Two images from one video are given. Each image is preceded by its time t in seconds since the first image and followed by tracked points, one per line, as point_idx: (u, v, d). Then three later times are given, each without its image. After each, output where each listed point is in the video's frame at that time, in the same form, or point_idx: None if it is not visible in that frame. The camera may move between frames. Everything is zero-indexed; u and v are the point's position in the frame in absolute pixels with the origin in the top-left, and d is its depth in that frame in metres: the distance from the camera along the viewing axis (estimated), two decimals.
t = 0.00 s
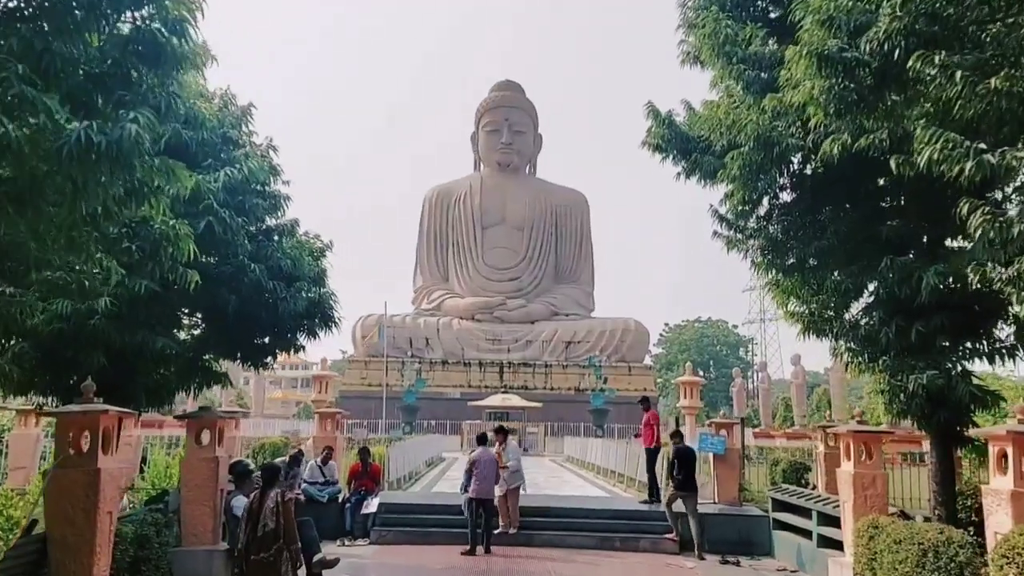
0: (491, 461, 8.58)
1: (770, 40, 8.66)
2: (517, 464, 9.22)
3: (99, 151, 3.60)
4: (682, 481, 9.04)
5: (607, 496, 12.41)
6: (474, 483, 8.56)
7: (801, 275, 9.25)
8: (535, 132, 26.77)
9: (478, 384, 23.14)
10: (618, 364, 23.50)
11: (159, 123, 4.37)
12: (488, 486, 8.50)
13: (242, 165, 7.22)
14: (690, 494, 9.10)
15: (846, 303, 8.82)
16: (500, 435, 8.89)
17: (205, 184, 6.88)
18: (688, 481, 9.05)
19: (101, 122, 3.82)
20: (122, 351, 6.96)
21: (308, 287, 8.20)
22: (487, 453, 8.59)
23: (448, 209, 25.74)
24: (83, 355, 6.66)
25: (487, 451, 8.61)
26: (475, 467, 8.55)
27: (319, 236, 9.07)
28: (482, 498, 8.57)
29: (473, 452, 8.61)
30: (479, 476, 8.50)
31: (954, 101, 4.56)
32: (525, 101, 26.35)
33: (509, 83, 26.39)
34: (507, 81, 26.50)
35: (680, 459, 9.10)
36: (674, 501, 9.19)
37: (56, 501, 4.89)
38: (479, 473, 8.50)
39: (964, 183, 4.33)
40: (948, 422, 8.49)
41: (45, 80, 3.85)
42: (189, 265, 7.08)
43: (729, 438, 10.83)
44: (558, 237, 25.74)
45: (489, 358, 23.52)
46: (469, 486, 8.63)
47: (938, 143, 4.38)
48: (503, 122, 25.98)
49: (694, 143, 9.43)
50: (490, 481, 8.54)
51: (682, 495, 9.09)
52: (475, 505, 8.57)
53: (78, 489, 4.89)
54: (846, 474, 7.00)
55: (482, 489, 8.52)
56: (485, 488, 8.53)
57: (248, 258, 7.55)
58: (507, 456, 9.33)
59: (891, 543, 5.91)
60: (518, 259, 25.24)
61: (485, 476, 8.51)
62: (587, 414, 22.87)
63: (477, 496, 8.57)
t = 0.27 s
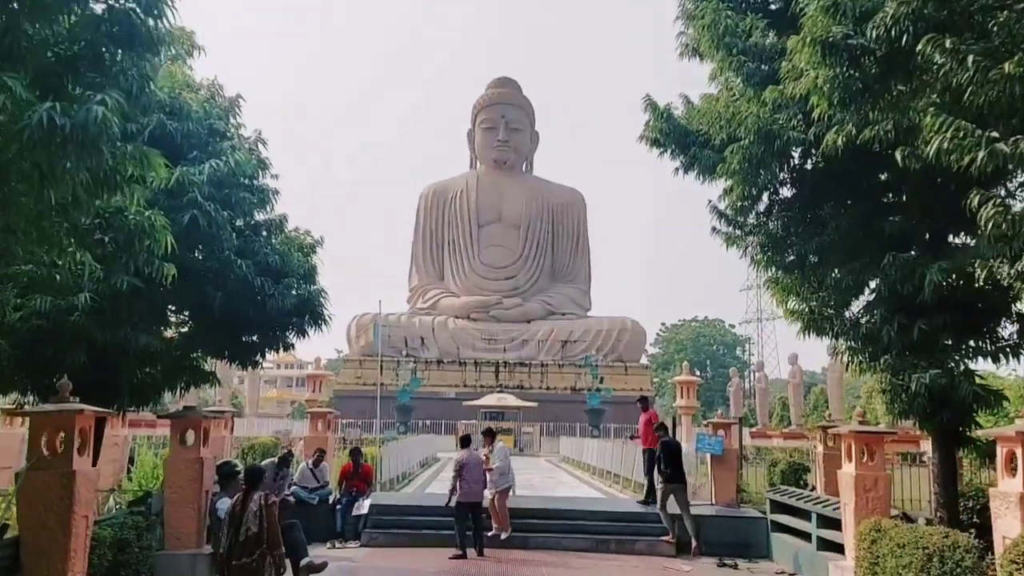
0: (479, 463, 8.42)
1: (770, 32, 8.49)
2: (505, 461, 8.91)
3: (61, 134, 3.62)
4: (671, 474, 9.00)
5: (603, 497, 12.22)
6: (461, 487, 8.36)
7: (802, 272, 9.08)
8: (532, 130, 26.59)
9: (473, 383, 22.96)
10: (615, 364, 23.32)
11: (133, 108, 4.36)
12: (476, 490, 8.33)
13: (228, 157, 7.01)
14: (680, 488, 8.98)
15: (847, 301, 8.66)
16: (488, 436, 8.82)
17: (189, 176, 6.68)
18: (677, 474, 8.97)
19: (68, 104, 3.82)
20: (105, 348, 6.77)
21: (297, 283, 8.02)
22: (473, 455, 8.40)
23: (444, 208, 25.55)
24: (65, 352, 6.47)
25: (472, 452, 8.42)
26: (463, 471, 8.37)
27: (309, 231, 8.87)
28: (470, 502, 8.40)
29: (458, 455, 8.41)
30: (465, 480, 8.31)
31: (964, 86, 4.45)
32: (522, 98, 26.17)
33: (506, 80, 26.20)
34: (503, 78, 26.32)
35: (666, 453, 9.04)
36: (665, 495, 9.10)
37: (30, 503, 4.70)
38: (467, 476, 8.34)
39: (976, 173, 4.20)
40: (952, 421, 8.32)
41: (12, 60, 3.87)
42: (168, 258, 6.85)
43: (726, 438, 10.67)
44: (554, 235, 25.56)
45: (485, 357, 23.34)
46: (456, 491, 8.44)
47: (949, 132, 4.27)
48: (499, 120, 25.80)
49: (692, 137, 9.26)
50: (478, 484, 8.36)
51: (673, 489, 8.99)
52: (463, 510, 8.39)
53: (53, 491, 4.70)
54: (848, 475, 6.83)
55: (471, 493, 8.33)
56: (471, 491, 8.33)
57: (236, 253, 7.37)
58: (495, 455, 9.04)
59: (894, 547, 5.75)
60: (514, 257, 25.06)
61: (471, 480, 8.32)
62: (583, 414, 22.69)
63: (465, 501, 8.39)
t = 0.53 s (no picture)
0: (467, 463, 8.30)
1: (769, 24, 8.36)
2: (495, 465, 8.50)
3: (27, 109, 3.71)
4: (664, 464, 8.88)
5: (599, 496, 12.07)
6: (449, 487, 8.23)
7: (801, 268, 8.93)
8: (528, 128, 26.44)
9: (469, 382, 22.81)
10: (610, 362, 23.19)
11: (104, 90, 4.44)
12: (462, 488, 8.21)
13: (215, 147, 6.87)
14: (675, 475, 8.83)
15: (847, 297, 8.52)
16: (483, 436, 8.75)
17: (174, 166, 6.51)
18: (670, 462, 8.87)
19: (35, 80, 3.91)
20: (90, 344, 6.60)
21: (288, 278, 7.87)
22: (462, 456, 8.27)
23: (439, 205, 25.38)
24: (48, 347, 6.27)
25: (461, 452, 8.26)
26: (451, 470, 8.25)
27: (300, 226, 8.70)
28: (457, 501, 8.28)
29: (447, 455, 8.26)
30: (454, 479, 8.17)
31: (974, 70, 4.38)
32: (517, 96, 26.01)
33: (501, 78, 26.04)
34: (499, 76, 26.17)
35: (656, 443, 9.03)
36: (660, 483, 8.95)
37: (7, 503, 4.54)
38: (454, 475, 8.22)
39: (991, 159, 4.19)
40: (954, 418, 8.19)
41: None
42: (147, 249, 6.65)
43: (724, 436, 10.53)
44: (550, 233, 25.40)
45: (480, 356, 23.19)
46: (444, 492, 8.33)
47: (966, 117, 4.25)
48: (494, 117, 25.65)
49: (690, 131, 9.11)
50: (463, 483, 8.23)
51: (669, 478, 8.83)
52: (449, 509, 8.26)
53: (31, 491, 4.54)
54: (850, 473, 6.70)
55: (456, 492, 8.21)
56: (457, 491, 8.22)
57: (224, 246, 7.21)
58: (484, 458, 8.62)
59: (897, 546, 5.63)
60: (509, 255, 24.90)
61: (460, 479, 8.20)
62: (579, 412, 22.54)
63: (453, 500, 8.26)
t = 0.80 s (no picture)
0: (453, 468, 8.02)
1: (772, 19, 8.19)
2: (489, 476, 8.22)
3: None
4: (661, 465, 8.75)
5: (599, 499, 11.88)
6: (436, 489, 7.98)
7: (804, 268, 8.76)
8: (524, 128, 26.26)
9: (465, 384, 22.61)
10: (608, 363, 23.00)
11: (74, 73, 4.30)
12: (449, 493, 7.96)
13: (203, 143, 6.68)
14: (671, 477, 8.75)
15: (850, 297, 8.34)
16: (478, 443, 8.51)
17: (161, 161, 6.31)
18: (666, 464, 8.73)
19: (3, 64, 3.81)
20: (73, 346, 6.40)
21: (281, 278, 7.68)
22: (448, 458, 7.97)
23: (436, 207, 25.18)
24: (29, 348, 6.06)
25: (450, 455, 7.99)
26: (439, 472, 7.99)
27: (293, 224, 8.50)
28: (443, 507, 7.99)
29: (435, 457, 8.01)
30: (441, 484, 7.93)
31: (994, 56, 4.25)
32: (515, 97, 25.85)
33: (498, 78, 25.86)
34: (496, 76, 26.01)
35: (656, 442, 8.83)
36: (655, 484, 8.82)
37: None
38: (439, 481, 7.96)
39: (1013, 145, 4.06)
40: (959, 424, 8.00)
41: None
42: (127, 247, 6.42)
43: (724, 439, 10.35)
44: (547, 234, 25.21)
45: (477, 358, 22.99)
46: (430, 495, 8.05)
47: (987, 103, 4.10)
48: (492, 119, 25.47)
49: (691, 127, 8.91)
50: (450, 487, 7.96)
51: (664, 480, 8.75)
52: (435, 511, 8.00)
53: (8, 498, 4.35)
54: (857, 478, 6.50)
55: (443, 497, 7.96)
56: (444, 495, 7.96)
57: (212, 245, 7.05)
58: (478, 469, 8.33)
59: (907, 554, 5.45)
60: (507, 257, 24.71)
61: (449, 484, 7.95)
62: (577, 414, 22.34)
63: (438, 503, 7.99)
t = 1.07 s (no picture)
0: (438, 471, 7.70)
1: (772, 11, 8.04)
2: (482, 478, 8.13)
3: None
4: (658, 462, 8.67)
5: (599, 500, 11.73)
6: (418, 494, 7.69)
7: (806, 264, 8.61)
8: (522, 127, 26.08)
9: (463, 384, 22.45)
10: (607, 362, 22.86)
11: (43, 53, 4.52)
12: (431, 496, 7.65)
13: (192, 136, 6.53)
14: (666, 474, 8.73)
15: (853, 294, 8.20)
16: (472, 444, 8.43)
17: (147, 155, 6.15)
18: (663, 460, 8.65)
19: None
20: (58, 345, 6.23)
21: (272, 275, 7.52)
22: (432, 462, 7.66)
23: (433, 206, 25.01)
24: (14, 347, 5.91)
25: (432, 459, 7.73)
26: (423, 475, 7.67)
27: (286, 220, 8.32)
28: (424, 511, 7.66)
29: (417, 461, 7.72)
30: (424, 486, 7.65)
31: (1011, 39, 4.11)
32: (513, 96, 25.69)
33: (495, 77, 25.71)
34: (493, 75, 25.85)
35: (656, 439, 8.63)
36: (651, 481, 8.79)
37: None
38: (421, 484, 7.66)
39: None
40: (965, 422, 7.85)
41: None
42: (103, 239, 6.21)
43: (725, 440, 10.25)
44: (545, 234, 25.05)
45: (475, 357, 22.82)
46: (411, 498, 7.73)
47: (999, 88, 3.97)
48: (489, 117, 25.30)
49: (691, 121, 8.75)
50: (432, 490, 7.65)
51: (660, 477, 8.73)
52: (416, 519, 7.66)
53: None
54: (862, 478, 6.35)
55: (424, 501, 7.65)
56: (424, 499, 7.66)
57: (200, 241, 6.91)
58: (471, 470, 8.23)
59: (916, 557, 5.31)
60: (504, 256, 24.55)
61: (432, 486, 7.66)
62: (575, 414, 22.18)
63: (419, 509, 7.68)
